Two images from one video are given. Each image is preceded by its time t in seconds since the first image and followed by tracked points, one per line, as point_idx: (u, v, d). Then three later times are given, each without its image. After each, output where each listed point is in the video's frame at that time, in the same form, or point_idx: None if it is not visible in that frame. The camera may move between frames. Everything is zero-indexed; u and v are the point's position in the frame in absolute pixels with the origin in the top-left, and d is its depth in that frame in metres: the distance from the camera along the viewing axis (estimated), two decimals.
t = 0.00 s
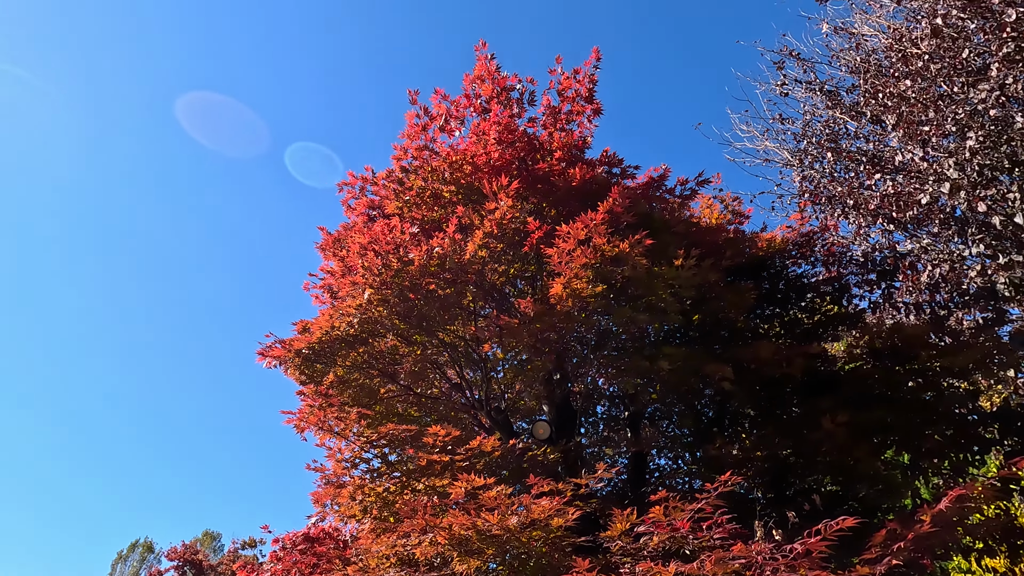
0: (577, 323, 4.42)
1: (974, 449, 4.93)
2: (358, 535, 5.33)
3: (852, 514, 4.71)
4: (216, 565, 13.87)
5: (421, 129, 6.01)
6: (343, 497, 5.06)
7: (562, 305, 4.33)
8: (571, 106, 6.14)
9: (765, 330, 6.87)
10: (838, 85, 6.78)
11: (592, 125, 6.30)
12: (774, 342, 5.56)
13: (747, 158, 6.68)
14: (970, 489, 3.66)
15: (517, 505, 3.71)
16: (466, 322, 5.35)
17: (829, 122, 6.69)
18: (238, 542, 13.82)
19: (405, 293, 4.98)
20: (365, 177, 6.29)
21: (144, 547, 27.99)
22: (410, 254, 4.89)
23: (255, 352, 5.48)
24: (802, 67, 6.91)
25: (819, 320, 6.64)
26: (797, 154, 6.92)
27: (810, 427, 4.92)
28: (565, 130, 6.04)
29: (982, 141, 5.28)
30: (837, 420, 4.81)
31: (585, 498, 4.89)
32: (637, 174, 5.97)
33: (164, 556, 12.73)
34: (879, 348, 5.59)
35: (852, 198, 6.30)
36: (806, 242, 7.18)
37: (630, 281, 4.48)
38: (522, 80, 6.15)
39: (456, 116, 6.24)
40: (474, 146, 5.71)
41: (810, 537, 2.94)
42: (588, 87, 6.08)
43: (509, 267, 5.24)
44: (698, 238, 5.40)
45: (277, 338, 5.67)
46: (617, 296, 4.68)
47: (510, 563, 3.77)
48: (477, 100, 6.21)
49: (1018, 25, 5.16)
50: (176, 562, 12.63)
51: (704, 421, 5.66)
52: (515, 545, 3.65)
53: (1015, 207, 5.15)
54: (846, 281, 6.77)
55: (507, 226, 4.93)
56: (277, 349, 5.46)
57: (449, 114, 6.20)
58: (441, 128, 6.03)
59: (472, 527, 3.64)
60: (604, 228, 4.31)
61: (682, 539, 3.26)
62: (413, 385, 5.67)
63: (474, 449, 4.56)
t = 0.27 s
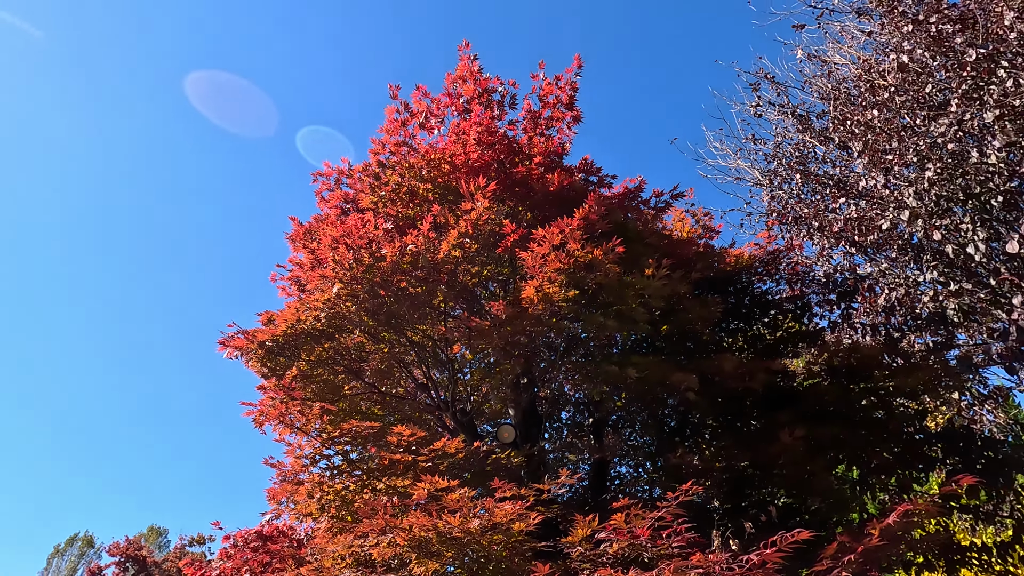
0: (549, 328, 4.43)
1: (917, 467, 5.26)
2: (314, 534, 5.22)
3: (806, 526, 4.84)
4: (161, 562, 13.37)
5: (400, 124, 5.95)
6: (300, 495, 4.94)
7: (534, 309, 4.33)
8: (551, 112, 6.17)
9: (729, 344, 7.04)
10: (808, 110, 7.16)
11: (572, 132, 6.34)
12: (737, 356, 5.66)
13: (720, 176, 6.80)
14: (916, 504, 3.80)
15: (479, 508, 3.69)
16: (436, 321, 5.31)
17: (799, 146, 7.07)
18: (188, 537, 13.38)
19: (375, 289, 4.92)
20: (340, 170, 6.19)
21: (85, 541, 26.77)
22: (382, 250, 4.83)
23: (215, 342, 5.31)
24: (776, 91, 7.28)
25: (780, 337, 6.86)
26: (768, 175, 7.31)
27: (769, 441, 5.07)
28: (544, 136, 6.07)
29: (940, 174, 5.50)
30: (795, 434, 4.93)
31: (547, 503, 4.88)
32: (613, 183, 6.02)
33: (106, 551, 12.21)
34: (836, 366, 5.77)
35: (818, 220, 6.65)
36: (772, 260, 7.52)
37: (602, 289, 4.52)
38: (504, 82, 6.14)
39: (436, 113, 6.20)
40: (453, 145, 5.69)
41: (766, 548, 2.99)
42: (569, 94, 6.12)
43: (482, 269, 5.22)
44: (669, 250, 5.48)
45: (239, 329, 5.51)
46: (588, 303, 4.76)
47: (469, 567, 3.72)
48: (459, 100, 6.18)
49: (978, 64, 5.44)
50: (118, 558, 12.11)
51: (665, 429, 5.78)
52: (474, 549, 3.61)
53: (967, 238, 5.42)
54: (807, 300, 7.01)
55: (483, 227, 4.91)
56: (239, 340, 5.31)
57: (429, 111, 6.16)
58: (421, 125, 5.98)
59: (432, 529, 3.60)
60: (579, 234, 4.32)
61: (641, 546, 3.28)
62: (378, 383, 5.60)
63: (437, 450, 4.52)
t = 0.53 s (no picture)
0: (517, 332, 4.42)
1: (861, 488, 5.43)
2: (262, 531, 5.06)
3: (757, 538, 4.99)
4: (92, 557, 12.71)
5: (379, 117, 5.88)
6: (251, 490, 4.78)
7: (504, 311, 4.32)
8: (531, 117, 6.19)
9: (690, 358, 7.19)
10: (777, 136, 7.65)
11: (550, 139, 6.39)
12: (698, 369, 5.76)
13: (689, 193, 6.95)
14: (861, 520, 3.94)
15: (438, 509, 3.66)
16: (402, 319, 5.25)
17: (765, 170, 7.58)
18: (125, 530, 12.83)
19: (343, 282, 4.84)
20: (313, 158, 6.06)
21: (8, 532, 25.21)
22: (353, 243, 4.75)
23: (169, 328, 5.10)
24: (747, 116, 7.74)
25: (739, 353, 7.03)
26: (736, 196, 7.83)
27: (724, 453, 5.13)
28: (523, 140, 6.09)
29: (896, 206, 5.80)
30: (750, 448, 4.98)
31: (504, 507, 4.86)
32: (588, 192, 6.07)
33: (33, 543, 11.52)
34: (790, 384, 5.97)
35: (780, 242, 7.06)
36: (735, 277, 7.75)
37: (572, 295, 4.50)
38: (486, 83, 6.14)
39: (416, 109, 6.14)
40: (431, 143, 5.66)
41: (719, 557, 3.05)
42: (550, 101, 6.15)
43: (452, 269, 5.19)
44: (639, 261, 5.57)
45: (196, 316, 5.30)
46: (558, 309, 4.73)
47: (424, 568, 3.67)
48: (440, 97, 6.15)
49: (936, 105, 5.81)
50: (45, 551, 11.44)
51: (624, 438, 5.87)
52: (431, 550, 3.56)
53: (917, 267, 5.70)
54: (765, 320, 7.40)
55: (457, 227, 4.87)
56: (195, 328, 5.11)
57: (409, 106, 6.10)
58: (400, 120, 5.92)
59: (389, 529, 3.54)
60: (554, 240, 4.33)
61: (597, 552, 3.30)
62: (339, 379, 5.50)
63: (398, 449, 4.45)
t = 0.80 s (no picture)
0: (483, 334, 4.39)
1: (799, 505, 5.74)
2: (201, 526, 4.85)
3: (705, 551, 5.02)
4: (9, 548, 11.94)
5: (356, 108, 5.78)
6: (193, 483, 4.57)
7: (472, 314, 4.28)
8: (510, 123, 6.20)
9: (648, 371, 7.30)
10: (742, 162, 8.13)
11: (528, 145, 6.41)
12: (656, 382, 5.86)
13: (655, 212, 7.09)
14: (803, 538, 4.07)
15: (392, 510, 3.60)
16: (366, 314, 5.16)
17: (729, 194, 8.04)
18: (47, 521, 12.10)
19: (308, 273, 4.73)
20: (284, 144, 5.90)
21: None
22: (321, 234, 4.63)
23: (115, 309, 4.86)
24: (716, 140, 8.13)
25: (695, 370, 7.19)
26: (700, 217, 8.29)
27: (676, 467, 5.22)
28: (500, 144, 6.09)
29: (850, 239, 6.15)
30: (701, 463, 5.07)
31: (457, 512, 4.81)
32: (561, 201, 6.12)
33: None
34: (743, 402, 6.15)
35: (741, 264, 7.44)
36: (695, 295, 7.99)
37: (540, 302, 4.47)
38: (468, 85, 6.13)
39: (395, 104, 6.07)
40: (408, 139, 5.60)
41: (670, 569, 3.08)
42: (530, 108, 6.16)
43: (420, 269, 5.11)
44: (607, 273, 5.62)
45: (145, 298, 5.07)
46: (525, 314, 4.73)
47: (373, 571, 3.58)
48: (420, 94, 6.09)
49: (892, 145, 6.20)
50: None
51: (580, 446, 5.88)
52: (381, 552, 3.48)
53: (867, 298, 6.05)
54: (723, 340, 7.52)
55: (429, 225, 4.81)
56: (144, 311, 4.88)
57: (388, 100, 6.02)
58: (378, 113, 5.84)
59: (340, 529, 3.44)
60: (526, 246, 4.31)
61: (550, 560, 3.29)
62: (294, 371, 5.36)
63: (353, 447, 4.35)
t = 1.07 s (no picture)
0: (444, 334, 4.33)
1: (736, 520, 5.94)
2: (130, 516, 4.59)
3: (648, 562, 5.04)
4: None
5: (329, 95, 5.64)
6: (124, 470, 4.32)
7: (434, 312, 4.22)
8: (485, 124, 6.19)
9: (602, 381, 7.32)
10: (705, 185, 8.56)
11: (501, 149, 6.41)
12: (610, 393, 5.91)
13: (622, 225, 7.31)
14: (741, 551, 4.18)
15: (338, 508, 3.50)
16: (323, 305, 5.03)
17: (692, 215, 8.47)
18: None
19: (266, 259, 4.57)
20: (250, 124, 5.70)
21: None
22: (283, 220, 4.48)
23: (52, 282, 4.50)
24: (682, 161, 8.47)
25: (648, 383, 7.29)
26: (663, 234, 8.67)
27: (625, 478, 5.30)
28: (473, 145, 6.06)
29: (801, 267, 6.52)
30: (650, 474, 5.19)
31: (404, 512, 4.74)
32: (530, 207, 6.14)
33: None
34: (692, 417, 6.31)
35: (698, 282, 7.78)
36: (653, 310, 8.16)
37: (503, 305, 4.41)
38: (445, 82, 6.08)
39: (369, 94, 5.96)
40: (381, 131, 5.51)
41: None
42: (506, 112, 6.17)
43: (383, 264, 5.02)
44: (570, 282, 5.65)
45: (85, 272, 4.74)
46: (485, 317, 4.63)
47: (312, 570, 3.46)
48: (396, 87, 6.00)
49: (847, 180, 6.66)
50: None
51: (531, 452, 5.87)
52: (323, 551, 3.38)
53: (812, 323, 6.47)
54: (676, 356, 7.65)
55: (397, 220, 4.72)
56: (83, 286, 4.49)
57: (363, 90, 5.91)
58: (351, 102, 5.73)
59: (281, 525, 3.32)
60: (494, 248, 4.27)
61: (495, 565, 3.27)
62: (243, 359, 5.17)
63: (301, 441, 4.20)
